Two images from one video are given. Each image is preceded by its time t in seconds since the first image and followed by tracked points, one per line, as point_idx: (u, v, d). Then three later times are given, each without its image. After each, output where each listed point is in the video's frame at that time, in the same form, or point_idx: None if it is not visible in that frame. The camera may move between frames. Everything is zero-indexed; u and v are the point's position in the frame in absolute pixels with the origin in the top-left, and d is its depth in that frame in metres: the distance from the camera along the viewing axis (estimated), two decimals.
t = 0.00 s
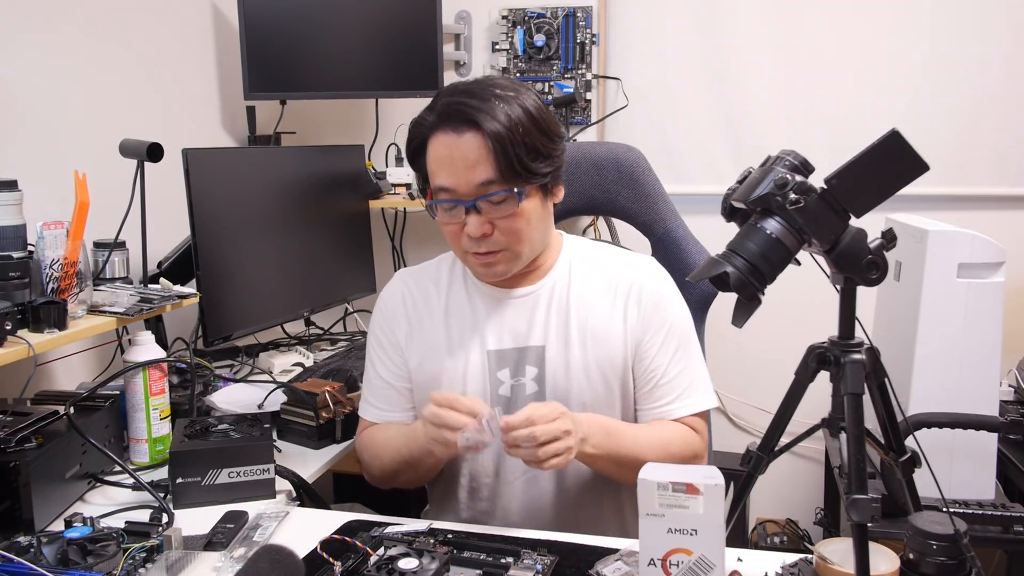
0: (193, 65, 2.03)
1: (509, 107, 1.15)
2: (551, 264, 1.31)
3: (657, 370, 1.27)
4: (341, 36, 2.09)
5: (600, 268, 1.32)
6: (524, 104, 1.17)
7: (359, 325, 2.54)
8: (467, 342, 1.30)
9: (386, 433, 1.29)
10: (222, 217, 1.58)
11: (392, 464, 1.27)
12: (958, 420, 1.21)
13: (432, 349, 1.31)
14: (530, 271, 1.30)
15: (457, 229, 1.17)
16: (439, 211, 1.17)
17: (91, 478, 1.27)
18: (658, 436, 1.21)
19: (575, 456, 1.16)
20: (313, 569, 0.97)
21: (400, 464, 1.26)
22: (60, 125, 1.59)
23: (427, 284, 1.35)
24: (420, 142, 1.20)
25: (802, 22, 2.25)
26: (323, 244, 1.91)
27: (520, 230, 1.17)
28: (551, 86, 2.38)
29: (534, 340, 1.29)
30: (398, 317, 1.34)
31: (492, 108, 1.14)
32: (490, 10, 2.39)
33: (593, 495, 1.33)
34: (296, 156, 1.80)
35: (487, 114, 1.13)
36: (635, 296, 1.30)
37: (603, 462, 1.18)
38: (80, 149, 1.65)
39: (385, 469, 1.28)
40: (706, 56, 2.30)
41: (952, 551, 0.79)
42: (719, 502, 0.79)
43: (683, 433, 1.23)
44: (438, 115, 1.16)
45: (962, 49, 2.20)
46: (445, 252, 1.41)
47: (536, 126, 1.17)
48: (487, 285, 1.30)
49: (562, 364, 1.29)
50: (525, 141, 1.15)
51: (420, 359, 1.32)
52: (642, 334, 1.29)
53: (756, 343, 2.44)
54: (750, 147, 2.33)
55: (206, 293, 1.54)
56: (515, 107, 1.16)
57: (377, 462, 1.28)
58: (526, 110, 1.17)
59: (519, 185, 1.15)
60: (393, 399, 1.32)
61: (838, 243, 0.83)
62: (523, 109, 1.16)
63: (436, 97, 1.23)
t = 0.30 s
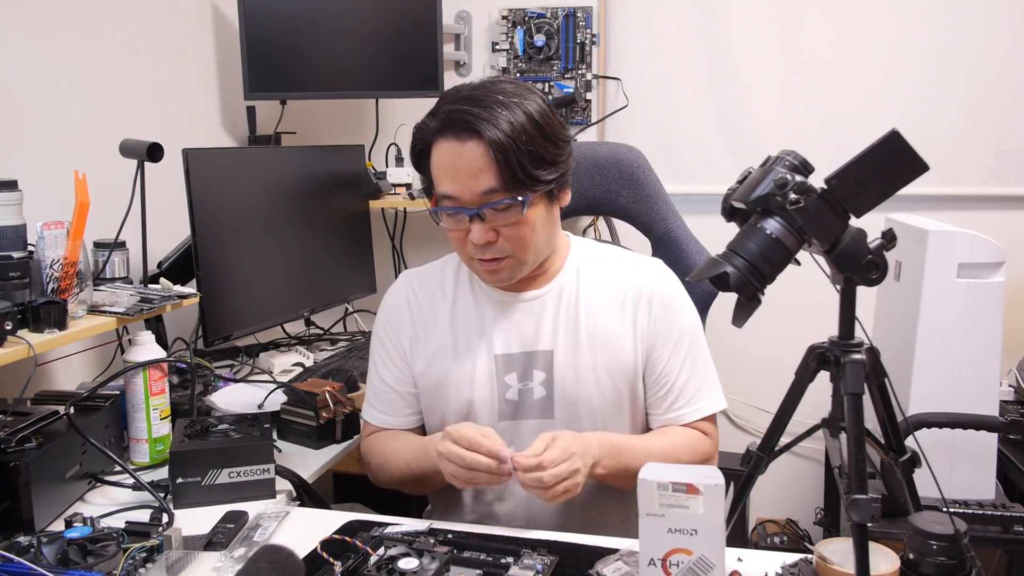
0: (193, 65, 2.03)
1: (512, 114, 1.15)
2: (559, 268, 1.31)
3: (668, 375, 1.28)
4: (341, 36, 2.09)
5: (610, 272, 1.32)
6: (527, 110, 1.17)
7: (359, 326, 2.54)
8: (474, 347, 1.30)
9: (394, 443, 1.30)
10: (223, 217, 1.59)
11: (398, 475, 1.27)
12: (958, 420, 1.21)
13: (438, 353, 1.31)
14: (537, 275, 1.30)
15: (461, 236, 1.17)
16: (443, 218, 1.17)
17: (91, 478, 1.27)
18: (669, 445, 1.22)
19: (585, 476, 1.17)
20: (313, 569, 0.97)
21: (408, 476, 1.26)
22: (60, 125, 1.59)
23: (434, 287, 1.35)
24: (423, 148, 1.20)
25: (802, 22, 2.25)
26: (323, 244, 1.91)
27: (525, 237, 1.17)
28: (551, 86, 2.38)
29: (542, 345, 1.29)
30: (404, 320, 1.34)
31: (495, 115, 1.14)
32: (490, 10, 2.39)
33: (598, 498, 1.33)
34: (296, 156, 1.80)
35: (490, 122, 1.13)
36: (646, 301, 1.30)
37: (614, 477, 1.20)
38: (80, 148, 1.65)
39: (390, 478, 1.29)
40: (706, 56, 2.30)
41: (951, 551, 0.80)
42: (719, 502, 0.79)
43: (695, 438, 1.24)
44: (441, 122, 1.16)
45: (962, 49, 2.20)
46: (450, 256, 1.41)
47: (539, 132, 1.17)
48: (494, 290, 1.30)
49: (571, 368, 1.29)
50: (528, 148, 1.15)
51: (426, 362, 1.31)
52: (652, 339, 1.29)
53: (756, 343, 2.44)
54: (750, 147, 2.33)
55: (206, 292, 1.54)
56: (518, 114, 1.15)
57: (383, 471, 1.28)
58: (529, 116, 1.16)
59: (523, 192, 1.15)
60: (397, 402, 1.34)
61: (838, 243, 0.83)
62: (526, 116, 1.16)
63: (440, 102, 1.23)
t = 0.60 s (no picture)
0: (193, 65, 2.03)
1: (515, 115, 1.15)
2: (561, 270, 1.31)
3: (669, 378, 1.28)
4: (341, 36, 2.09)
5: (612, 274, 1.32)
6: (530, 111, 1.17)
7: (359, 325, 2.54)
8: (475, 348, 1.30)
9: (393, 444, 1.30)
10: (223, 217, 1.59)
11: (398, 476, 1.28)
12: (958, 420, 1.21)
13: (439, 353, 1.31)
14: (539, 276, 1.30)
15: (464, 236, 1.17)
16: (446, 218, 1.17)
17: (91, 478, 1.27)
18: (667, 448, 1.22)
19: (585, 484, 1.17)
20: (313, 569, 0.97)
21: (407, 476, 1.27)
22: (60, 124, 1.59)
23: (435, 288, 1.35)
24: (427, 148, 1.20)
25: (802, 22, 2.25)
26: (323, 244, 1.91)
27: (527, 238, 1.17)
28: (551, 86, 2.38)
29: (543, 346, 1.29)
30: (405, 320, 1.34)
31: (498, 116, 1.13)
32: (490, 10, 2.39)
33: (597, 499, 1.33)
34: (296, 156, 1.80)
35: (493, 122, 1.13)
36: (648, 304, 1.29)
37: (614, 483, 1.20)
38: (80, 148, 1.65)
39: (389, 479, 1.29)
40: (706, 56, 2.30)
41: (951, 551, 0.79)
42: (719, 502, 0.79)
43: (694, 442, 1.24)
44: (445, 122, 1.16)
45: (962, 49, 2.20)
46: (451, 256, 1.41)
47: (543, 133, 1.17)
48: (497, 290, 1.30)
49: (571, 370, 1.29)
50: (532, 149, 1.15)
51: (427, 362, 1.31)
52: (653, 342, 1.29)
53: (756, 343, 2.44)
54: (750, 147, 2.33)
55: (206, 292, 1.54)
56: (521, 114, 1.15)
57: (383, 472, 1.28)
58: (533, 117, 1.16)
59: (526, 193, 1.15)
60: (398, 403, 1.34)
61: (838, 243, 0.83)
62: (529, 117, 1.16)
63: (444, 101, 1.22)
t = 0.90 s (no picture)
0: (193, 65, 2.03)
1: (515, 114, 1.15)
2: (560, 269, 1.31)
3: (669, 378, 1.28)
4: (341, 36, 2.09)
5: (612, 275, 1.32)
6: (529, 110, 1.17)
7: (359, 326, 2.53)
8: (474, 347, 1.30)
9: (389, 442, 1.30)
10: (223, 217, 1.59)
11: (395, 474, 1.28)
12: (958, 420, 1.21)
13: (438, 353, 1.31)
14: (539, 276, 1.30)
15: (462, 234, 1.17)
16: (444, 216, 1.17)
17: (91, 478, 1.27)
18: (671, 446, 1.22)
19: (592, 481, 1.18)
20: (313, 569, 0.97)
21: (403, 475, 1.27)
22: (60, 124, 1.59)
23: (436, 288, 1.35)
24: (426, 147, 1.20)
25: (801, 22, 2.25)
26: (323, 244, 1.91)
27: (526, 237, 1.17)
28: (551, 86, 2.38)
29: (543, 346, 1.29)
30: (406, 320, 1.34)
31: (497, 115, 1.14)
32: (490, 10, 2.39)
33: (597, 499, 1.33)
34: (296, 156, 1.80)
35: (493, 121, 1.13)
36: (648, 304, 1.29)
37: (620, 481, 1.20)
38: (80, 148, 1.65)
39: (387, 476, 1.30)
40: (706, 57, 2.30)
41: (951, 551, 0.79)
42: (719, 502, 0.79)
43: (700, 441, 1.24)
44: (444, 120, 1.16)
45: (961, 49, 2.20)
46: (452, 256, 1.41)
47: (542, 133, 1.17)
48: (496, 289, 1.30)
49: (571, 370, 1.29)
50: (531, 148, 1.15)
51: (427, 362, 1.31)
52: (652, 342, 1.29)
53: (756, 343, 2.44)
54: (750, 147, 2.33)
55: (206, 292, 1.55)
56: (520, 114, 1.15)
57: (381, 471, 1.29)
58: (532, 116, 1.16)
59: (525, 192, 1.15)
60: (398, 402, 1.34)
61: (838, 243, 0.83)
62: (528, 116, 1.16)
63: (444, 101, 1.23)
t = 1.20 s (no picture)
0: (193, 65, 2.03)
1: (512, 115, 1.15)
2: (559, 269, 1.31)
3: (667, 378, 1.28)
4: (341, 36, 2.09)
5: (611, 276, 1.32)
6: (527, 111, 1.17)
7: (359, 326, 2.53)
8: (473, 347, 1.30)
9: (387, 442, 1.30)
10: (223, 217, 1.59)
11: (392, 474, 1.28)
12: (958, 420, 1.21)
13: (437, 352, 1.31)
14: (537, 276, 1.30)
15: (460, 235, 1.17)
16: (442, 217, 1.17)
17: (91, 478, 1.27)
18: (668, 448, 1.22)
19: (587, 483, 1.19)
20: (313, 569, 0.97)
21: (400, 475, 1.27)
22: (60, 124, 1.59)
23: (435, 288, 1.35)
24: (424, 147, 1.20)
25: (801, 22, 2.25)
26: (323, 243, 1.91)
27: (523, 237, 1.17)
28: (551, 86, 2.38)
29: (541, 346, 1.29)
30: (405, 320, 1.34)
31: (494, 115, 1.14)
32: (490, 10, 2.39)
33: (597, 499, 1.33)
34: (295, 155, 1.80)
35: (490, 121, 1.13)
36: (647, 304, 1.29)
37: (619, 484, 1.21)
38: (80, 148, 1.65)
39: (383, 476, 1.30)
40: (706, 57, 2.30)
41: (951, 551, 0.79)
42: (719, 502, 0.79)
43: (698, 443, 1.25)
44: (442, 121, 1.16)
45: (961, 49, 2.20)
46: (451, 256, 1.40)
47: (540, 134, 1.17)
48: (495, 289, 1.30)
49: (569, 369, 1.29)
50: (528, 149, 1.15)
51: (426, 362, 1.31)
52: (651, 343, 1.29)
53: (756, 343, 2.44)
54: (750, 147, 2.33)
55: (206, 292, 1.55)
56: (517, 114, 1.15)
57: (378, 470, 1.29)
58: (529, 117, 1.16)
59: (523, 192, 1.15)
60: (397, 402, 1.34)
61: (838, 243, 0.83)
62: (526, 117, 1.16)
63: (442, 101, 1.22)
